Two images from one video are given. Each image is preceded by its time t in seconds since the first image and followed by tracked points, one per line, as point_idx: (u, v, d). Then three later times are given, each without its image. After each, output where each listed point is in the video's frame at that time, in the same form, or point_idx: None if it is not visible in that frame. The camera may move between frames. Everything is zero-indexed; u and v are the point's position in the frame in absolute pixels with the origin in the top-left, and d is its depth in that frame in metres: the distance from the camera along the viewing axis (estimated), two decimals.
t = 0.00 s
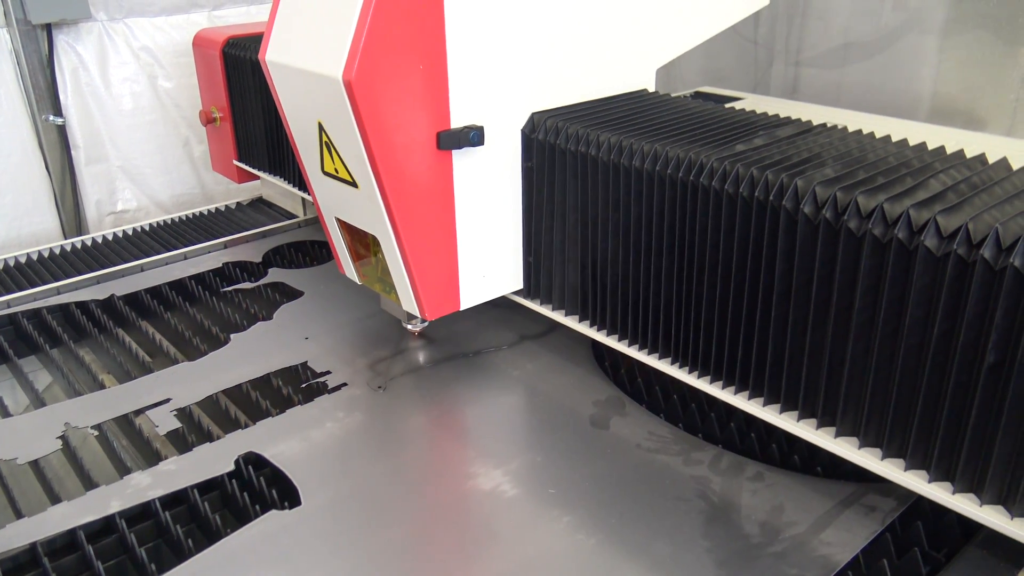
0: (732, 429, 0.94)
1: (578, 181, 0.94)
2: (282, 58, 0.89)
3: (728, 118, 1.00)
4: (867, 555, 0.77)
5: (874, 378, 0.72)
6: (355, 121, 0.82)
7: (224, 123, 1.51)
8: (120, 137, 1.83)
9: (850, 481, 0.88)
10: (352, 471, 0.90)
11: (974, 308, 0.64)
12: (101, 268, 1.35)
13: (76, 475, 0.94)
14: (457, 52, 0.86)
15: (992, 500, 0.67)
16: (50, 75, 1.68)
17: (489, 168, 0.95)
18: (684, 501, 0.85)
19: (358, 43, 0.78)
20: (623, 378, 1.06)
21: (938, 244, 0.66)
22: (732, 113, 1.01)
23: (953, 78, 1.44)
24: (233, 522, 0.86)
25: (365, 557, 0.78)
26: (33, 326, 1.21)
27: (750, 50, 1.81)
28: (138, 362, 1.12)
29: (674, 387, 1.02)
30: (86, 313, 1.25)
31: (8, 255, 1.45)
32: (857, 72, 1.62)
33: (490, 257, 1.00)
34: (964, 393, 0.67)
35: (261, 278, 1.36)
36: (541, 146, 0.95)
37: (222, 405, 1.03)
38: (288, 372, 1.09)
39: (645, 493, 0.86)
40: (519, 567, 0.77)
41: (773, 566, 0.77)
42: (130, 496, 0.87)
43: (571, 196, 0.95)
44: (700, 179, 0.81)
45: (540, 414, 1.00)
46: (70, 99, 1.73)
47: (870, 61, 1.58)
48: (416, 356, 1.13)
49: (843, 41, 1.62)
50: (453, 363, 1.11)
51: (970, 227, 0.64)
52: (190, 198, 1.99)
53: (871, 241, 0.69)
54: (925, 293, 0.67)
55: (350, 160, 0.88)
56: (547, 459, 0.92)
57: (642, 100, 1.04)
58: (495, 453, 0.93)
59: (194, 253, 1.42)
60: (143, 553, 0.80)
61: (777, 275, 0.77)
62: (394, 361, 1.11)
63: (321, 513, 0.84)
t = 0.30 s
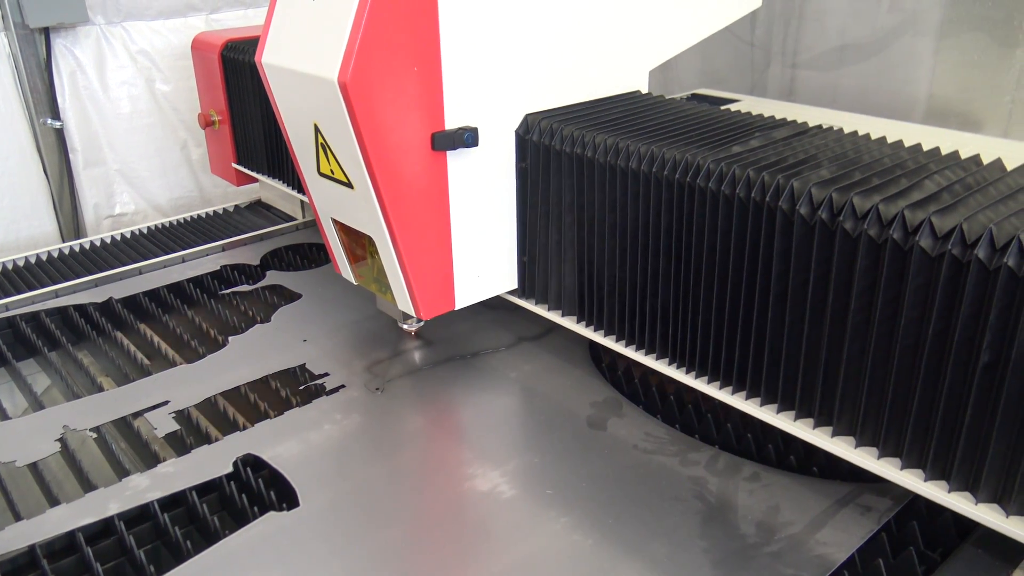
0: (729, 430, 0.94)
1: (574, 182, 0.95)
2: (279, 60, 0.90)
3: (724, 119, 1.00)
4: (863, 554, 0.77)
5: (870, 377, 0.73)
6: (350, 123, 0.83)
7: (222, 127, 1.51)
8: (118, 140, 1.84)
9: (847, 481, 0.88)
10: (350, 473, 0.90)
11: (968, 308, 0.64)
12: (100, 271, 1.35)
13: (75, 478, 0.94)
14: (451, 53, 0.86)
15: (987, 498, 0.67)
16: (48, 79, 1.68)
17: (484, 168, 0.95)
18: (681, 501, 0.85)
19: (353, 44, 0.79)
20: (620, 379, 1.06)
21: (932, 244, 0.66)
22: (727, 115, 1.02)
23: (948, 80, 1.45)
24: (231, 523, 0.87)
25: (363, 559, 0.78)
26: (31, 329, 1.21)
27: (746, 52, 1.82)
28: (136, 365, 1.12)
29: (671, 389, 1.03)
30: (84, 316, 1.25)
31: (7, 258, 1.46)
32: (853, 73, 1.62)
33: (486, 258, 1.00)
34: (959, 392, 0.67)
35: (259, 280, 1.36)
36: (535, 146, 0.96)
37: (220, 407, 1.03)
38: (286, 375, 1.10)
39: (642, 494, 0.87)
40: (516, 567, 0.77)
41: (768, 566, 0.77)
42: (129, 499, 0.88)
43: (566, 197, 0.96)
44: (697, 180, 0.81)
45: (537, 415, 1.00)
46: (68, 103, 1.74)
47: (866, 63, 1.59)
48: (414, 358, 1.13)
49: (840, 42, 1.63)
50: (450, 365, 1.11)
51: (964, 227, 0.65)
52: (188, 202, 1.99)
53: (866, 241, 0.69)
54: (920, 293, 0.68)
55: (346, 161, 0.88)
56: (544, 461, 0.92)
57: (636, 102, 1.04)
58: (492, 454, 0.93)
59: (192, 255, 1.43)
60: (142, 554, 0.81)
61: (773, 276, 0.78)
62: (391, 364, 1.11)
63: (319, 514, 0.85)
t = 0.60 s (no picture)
0: (725, 430, 0.94)
1: (564, 181, 0.95)
2: (273, 62, 0.90)
3: (717, 120, 1.00)
4: (858, 554, 0.77)
5: (866, 377, 0.73)
6: (342, 122, 0.83)
7: (220, 129, 1.51)
8: (116, 143, 1.84)
9: (843, 481, 0.88)
10: (348, 474, 0.91)
11: (962, 308, 0.65)
12: (98, 274, 1.35)
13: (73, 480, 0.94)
14: (442, 54, 0.87)
15: (982, 496, 0.68)
16: (46, 82, 1.69)
17: (475, 167, 0.96)
18: (677, 502, 0.86)
19: (344, 44, 0.80)
20: (617, 380, 1.07)
21: (927, 244, 0.67)
22: (722, 115, 1.02)
23: (944, 81, 1.46)
24: (230, 524, 0.87)
25: (361, 559, 0.79)
26: (30, 331, 1.21)
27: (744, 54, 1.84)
28: (135, 367, 1.13)
29: (667, 389, 1.03)
30: (82, 318, 1.25)
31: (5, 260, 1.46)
32: (850, 74, 1.63)
33: (476, 256, 1.01)
34: (954, 390, 0.68)
35: (257, 282, 1.37)
36: (525, 146, 0.96)
37: (218, 408, 1.03)
38: (284, 376, 1.10)
39: (640, 495, 0.87)
40: (513, 567, 0.77)
41: (764, 565, 0.77)
42: (127, 500, 0.88)
43: (556, 196, 0.96)
44: (691, 181, 0.81)
45: (534, 416, 1.01)
46: (65, 105, 1.74)
47: (863, 64, 1.60)
48: (412, 360, 1.13)
49: (836, 43, 1.64)
50: (448, 366, 1.12)
51: (958, 226, 0.65)
52: (187, 204, 2.00)
53: (862, 241, 0.70)
54: (915, 292, 0.68)
55: (337, 159, 0.89)
56: (542, 462, 0.92)
57: (627, 102, 1.05)
58: (489, 455, 0.94)
59: (190, 257, 1.43)
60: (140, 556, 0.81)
61: (769, 276, 0.78)
62: (389, 365, 1.12)
63: (318, 514, 0.85)
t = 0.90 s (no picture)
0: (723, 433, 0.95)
1: (558, 182, 0.96)
2: (271, 65, 0.90)
3: (712, 122, 1.01)
4: (855, 556, 0.77)
5: (862, 379, 0.73)
6: (336, 124, 0.84)
7: (219, 132, 1.52)
8: (115, 146, 1.84)
9: (841, 482, 0.89)
10: (346, 476, 0.91)
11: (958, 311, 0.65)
12: (97, 277, 1.35)
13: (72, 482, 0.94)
14: (435, 56, 0.87)
15: (978, 498, 0.68)
16: (45, 85, 1.69)
17: (470, 168, 0.96)
18: (675, 504, 0.86)
19: (339, 47, 0.80)
20: (615, 383, 1.07)
21: (922, 246, 0.67)
22: (717, 118, 1.02)
23: (942, 84, 1.47)
24: (228, 527, 0.87)
25: (359, 562, 0.79)
26: (28, 334, 1.21)
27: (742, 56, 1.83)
28: (134, 369, 1.13)
29: (665, 392, 1.03)
30: (80, 321, 1.25)
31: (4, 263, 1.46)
32: (848, 78, 1.64)
33: (470, 257, 1.01)
34: (950, 393, 0.68)
35: (256, 285, 1.37)
36: (519, 148, 0.97)
37: (217, 411, 1.04)
38: (283, 379, 1.10)
39: (638, 497, 0.87)
40: (511, 568, 0.77)
41: (761, 567, 0.78)
42: (125, 503, 0.88)
43: (550, 198, 0.97)
44: (686, 183, 0.82)
45: (532, 418, 1.01)
46: (64, 109, 1.74)
47: (860, 67, 1.61)
48: (410, 362, 1.13)
49: (834, 47, 1.65)
50: (446, 368, 1.12)
51: (954, 229, 0.65)
52: (185, 207, 2.00)
53: (857, 244, 0.70)
54: (911, 295, 0.68)
55: (332, 161, 0.89)
56: (540, 464, 0.92)
57: (620, 104, 1.06)
58: (487, 457, 0.94)
59: (189, 260, 1.43)
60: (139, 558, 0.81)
61: (764, 278, 0.78)
62: (387, 368, 1.12)
63: (317, 516, 0.85)
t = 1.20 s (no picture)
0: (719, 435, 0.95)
1: (554, 185, 0.96)
2: (267, 68, 0.90)
3: (708, 125, 1.01)
4: (852, 558, 0.78)
5: (858, 381, 0.73)
6: (332, 128, 0.84)
7: (218, 135, 1.52)
8: (114, 149, 1.84)
9: (839, 485, 0.89)
10: (344, 480, 0.91)
11: (953, 315, 0.65)
12: (95, 280, 1.36)
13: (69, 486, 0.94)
14: (431, 59, 0.88)
15: (976, 500, 0.68)
16: (43, 89, 1.69)
17: (466, 171, 0.96)
18: (673, 507, 0.86)
19: (335, 51, 0.80)
20: (613, 386, 1.07)
21: (918, 249, 0.67)
22: (713, 121, 1.03)
23: (939, 87, 1.47)
24: (225, 531, 0.87)
25: (356, 565, 0.79)
26: (26, 338, 1.21)
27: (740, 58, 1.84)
28: (131, 373, 1.13)
29: (663, 395, 1.04)
30: (79, 325, 1.25)
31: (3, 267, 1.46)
32: (847, 79, 1.65)
33: (467, 259, 1.01)
34: (947, 395, 0.68)
35: (254, 289, 1.37)
36: (514, 151, 0.97)
37: (214, 415, 1.04)
38: (280, 383, 1.10)
39: (636, 501, 0.87)
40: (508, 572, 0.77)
41: (759, 570, 0.78)
42: (123, 507, 0.88)
43: (546, 201, 0.97)
44: (682, 186, 0.82)
45: (530, 421, 1.01)
46: (63, 113, 1.74)
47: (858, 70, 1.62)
48: (408, 366, 1.13)
49: (831, 49, 1.65)
50: (444, 372, 1.12)
51: (949, 232, 0.66)
52: (184, 210, 2.00)
53: (853, 247, 0.70)
54: (907, 297, 0.69)
55: (329, 165, 0.89)
56: (537, 467, 0.92)
57: (616, 107, 1.06)
58: (485, 461, 0.94)
59: (187, 264, 1.43)
60: (136, 563, 0.81)
61: (760, 281, 0.78)
62: (385, 372, 1.12)
63: (314, 520, 0.85)
